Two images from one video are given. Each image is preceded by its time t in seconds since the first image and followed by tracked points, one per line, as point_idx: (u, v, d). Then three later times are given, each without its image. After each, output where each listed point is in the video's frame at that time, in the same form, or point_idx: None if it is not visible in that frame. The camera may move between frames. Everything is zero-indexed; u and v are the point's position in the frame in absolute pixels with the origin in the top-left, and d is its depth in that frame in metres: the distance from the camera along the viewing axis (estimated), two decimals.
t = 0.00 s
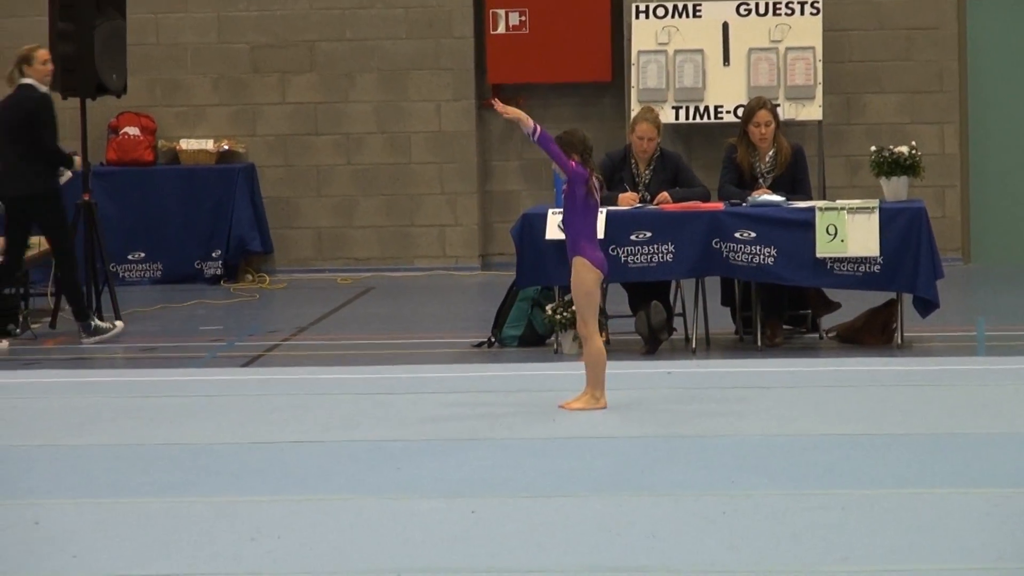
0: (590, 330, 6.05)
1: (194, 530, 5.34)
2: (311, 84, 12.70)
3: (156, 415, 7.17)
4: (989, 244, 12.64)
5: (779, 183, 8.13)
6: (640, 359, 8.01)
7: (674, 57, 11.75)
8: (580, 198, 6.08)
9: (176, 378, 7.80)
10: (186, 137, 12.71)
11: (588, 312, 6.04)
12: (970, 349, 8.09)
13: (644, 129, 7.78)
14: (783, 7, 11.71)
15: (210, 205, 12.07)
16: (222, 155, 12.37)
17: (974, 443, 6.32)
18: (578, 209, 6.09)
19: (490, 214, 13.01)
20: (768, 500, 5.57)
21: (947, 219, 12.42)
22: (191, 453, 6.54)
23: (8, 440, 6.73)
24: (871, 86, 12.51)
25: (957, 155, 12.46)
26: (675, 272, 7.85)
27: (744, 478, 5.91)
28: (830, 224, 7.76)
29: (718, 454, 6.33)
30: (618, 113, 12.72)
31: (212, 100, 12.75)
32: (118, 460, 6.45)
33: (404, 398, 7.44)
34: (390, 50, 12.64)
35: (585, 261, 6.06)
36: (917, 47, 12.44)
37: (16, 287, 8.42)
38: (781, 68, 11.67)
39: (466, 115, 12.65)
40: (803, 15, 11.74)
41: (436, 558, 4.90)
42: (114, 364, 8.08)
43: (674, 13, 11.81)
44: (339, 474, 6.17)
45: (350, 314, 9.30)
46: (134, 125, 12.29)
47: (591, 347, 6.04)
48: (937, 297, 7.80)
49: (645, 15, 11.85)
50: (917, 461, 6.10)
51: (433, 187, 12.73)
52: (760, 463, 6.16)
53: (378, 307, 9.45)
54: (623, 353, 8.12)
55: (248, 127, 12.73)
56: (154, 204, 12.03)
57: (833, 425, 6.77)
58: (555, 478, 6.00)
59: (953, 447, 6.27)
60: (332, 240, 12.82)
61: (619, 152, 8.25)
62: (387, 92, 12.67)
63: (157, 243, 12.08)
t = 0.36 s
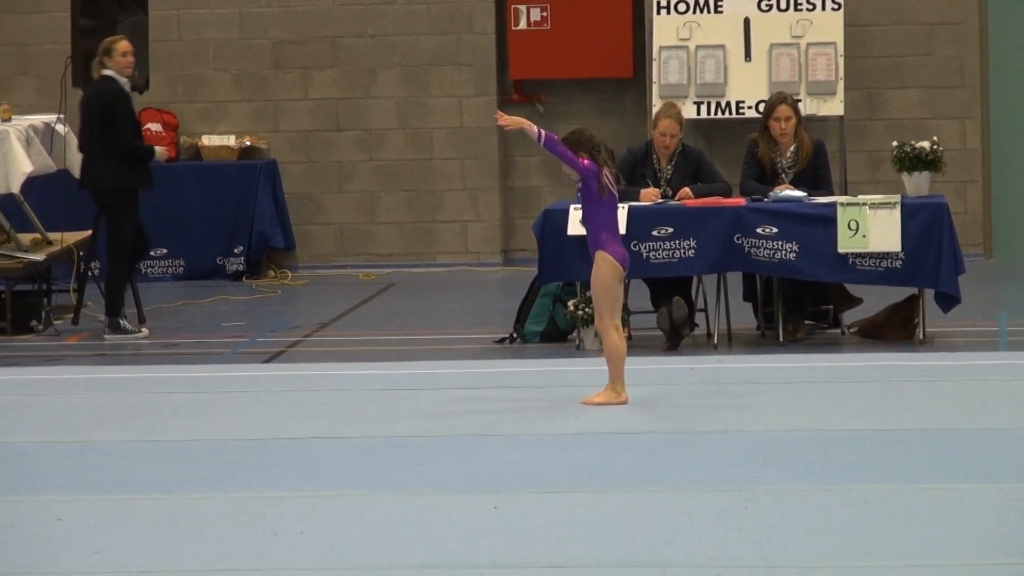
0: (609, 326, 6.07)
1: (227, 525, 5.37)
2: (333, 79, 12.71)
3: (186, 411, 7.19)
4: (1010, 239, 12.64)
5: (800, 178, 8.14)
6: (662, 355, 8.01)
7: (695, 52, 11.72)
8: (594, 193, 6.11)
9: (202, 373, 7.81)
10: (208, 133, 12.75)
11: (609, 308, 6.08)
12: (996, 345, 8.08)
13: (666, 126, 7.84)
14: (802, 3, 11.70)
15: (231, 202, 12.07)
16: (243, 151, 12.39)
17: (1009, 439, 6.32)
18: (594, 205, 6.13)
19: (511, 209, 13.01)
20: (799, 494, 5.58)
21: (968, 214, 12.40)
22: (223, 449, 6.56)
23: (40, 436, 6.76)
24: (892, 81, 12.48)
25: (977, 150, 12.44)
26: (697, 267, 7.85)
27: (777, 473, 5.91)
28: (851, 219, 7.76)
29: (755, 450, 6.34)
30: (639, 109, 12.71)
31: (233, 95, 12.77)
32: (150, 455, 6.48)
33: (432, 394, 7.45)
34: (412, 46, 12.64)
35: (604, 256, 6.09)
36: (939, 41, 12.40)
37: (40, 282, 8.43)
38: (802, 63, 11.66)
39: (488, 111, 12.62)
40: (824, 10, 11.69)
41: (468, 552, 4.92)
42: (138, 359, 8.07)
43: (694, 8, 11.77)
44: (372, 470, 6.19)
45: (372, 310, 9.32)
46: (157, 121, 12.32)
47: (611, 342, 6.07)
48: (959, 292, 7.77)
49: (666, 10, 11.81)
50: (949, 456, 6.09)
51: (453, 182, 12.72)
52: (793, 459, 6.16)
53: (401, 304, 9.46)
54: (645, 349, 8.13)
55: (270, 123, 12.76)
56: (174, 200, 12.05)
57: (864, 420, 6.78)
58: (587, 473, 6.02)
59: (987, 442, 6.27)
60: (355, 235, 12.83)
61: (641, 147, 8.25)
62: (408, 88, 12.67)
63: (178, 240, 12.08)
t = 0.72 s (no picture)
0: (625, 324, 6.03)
1: (244, 520, 5.36)
2: (349, 75, 12.72)
3: (205, 406, 7.17)
4: None
5: (815, 175, 8.16)
6: (677, 351, 8.03)
7: (711, 48, 11.66)
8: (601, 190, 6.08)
9: (220, 368, 7.80)
10: (224, 129, 12.75)
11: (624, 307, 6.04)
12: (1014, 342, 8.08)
13: (682, 122, 7.89)
14: None
15: (247, 197, 12.07)
16: (259, 146, 12.34)
17: None
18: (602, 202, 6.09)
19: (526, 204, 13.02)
20: (819, 491, 5.57)
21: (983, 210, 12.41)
22: (243, 444, 6.55)
23: (60, 430, 6.75)
24: (908, 77, 12.48)
25: (993, 146, 12.45)
26: (713, 263, 7.85)
27: (799, 470, 5.90)
28: (867, 215, 7.75)
29: (778, 446, 6.33)
30: (654, 105, 12.70)
31: (249, 91, 12.75)
32: (171, 450, 6.47)
33: (451, 389, 7.44)
34: (427, 42, 12.63)
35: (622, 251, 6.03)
36: (955, 37, 12.39)
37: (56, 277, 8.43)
38: (818, 59, 11.65)
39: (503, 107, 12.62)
40: (840, 7, 11.73)
41: (485, 548, 4.92)
42: (154, 354, 8.06)
43: (710, 4, 11.71)
44: (394, 465, 6.17)
45: (388, 306, 9.30)
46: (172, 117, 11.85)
47: (627, 339, 6.02)
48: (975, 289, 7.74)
49: (682, 6, 11.75)
50: (972, 452, 6.09)
51: (469, 178, 12.73)
52: (816, 455, 6.16)
53: (416, 299, 9.46)
54: (660, 344, 8.13)
55: (286, 118, 12.75)
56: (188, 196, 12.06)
57: (885, 416, 6.77)
58: (609, 469, 6.01)
59: (1009, 439, 6.26)
60: (370, 231, 12.85)
61: (657, 143, 8.27)
62: (423, 84, 12.67)
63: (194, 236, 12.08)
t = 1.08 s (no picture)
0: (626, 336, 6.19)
1: (257, 519, 5.36)
2: (363, 73, 12.70)
3: (221, 404, 7.17)
4: None
5: (830, 174, 8.14)
6: (691, 350, 8.01)
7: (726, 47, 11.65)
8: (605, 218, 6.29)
9: (234, 367, 7.79)
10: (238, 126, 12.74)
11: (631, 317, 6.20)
12: None
13: (697, 120, 7.89)
14: None
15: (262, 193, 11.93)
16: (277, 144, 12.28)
17: None
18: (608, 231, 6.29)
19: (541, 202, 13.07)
20: (833, 490, 5.56)
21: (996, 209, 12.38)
22: (258, 443, 6.54)
23: (74, 428, 6.76)
24: (922, 76, 12.46)
25: (1007, 146, 12.41)
26: (727, 262, 7.84)
27: (817, 469, 5.89)
28: (882, 214, 7.74)
29: (797, 445, 6.32)
30: (668, 103, 12.73)
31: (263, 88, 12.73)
32: (185, 449, 6.47)
33: (467, 388, 7.44)
34: (441, 40, 12.63)
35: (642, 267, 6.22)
36: (969, 37, 12.38)
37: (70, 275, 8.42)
38: (833, 59, 11.65)
39: (517, 106, 12.62)
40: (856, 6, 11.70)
41: (494, 547, 4.92)
42: (169, 352, 8.04)
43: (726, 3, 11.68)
44: (409, 464, 6.16)
45: (401, 306, 9.30)
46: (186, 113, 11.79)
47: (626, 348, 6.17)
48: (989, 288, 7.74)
49: (697, 5, 11.73)
50: (991, 452, 6.08)
51: (483, 176, 12.73)
52: (834, 454, 6.15)
53: (430, 297, 9.46)
54: (674, 343, 8.13)
55: (300, 116, 12.73)
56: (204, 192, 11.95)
57: (903, 416, 6.76)
58: (626, 468, 6.00)
59: None
60: (383, 229, 12.84)
61: (671, 142, 8.28)
62: (438, 82, 12.66)
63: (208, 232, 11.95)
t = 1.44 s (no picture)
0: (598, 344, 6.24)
1: (254, 514, 5.37)
2: (365, 69, 12.69)
3: (222, 400, 7.17)
4: None
5: (831, 170, 8.12)
6: (692, 346, 7.99)
7: (727, 43, 11.67)
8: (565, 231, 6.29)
9: (235, 362, 7.79)
10: (239, 122, 12.73)
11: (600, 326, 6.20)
12: None
13: (697, 117, 7.93)
14: None
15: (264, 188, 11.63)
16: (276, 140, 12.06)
17: None
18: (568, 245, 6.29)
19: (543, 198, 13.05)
20: (831, 486, 5.57)
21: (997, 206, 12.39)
22: (259, 438, 6.55)
23: (76, 423, 6.77)
24: (924, 73, 12.47)
25: (1008, 143, 12.41)
26: (727, 258, 7.84)
27: (815, 465, 5.89)
28: (882, 210, 7.71)
29: (797, 440, 6.32)
30: (669, 99, 12.70)
31: (265, 84, 12.72)
32: (186, 444, 6.48)
33: (468, 384, 7.44)
34: (443, 36, 12.63)
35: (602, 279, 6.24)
36: (970, 33, 12.38)
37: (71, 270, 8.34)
38: (833, 55, 11.64)
39: (518, 101, 12.62)
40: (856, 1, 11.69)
41: (492, 542, 4.93)
42: (169, 347, 8.03)
43: None
44: (409, 459, 6.17)
45: (402, 303, 9.31)
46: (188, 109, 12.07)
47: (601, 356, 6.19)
48: (989, 284, 7.76)
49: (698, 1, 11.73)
50: (990, 448, 6.08)
51: (484, 173, 12.73)
52: (833, 450, 6.15)
53: (432, 293, 9.46)
54: (674, 340, 8.11)
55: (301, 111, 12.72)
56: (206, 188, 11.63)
57: (903, 411, 6.76)
58: (627, 463, 6.01)
59: None
60: (384, 225, 12.86)
61: (672, 138, 8.28)
62: (439, 78, 12.67)
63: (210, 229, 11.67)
